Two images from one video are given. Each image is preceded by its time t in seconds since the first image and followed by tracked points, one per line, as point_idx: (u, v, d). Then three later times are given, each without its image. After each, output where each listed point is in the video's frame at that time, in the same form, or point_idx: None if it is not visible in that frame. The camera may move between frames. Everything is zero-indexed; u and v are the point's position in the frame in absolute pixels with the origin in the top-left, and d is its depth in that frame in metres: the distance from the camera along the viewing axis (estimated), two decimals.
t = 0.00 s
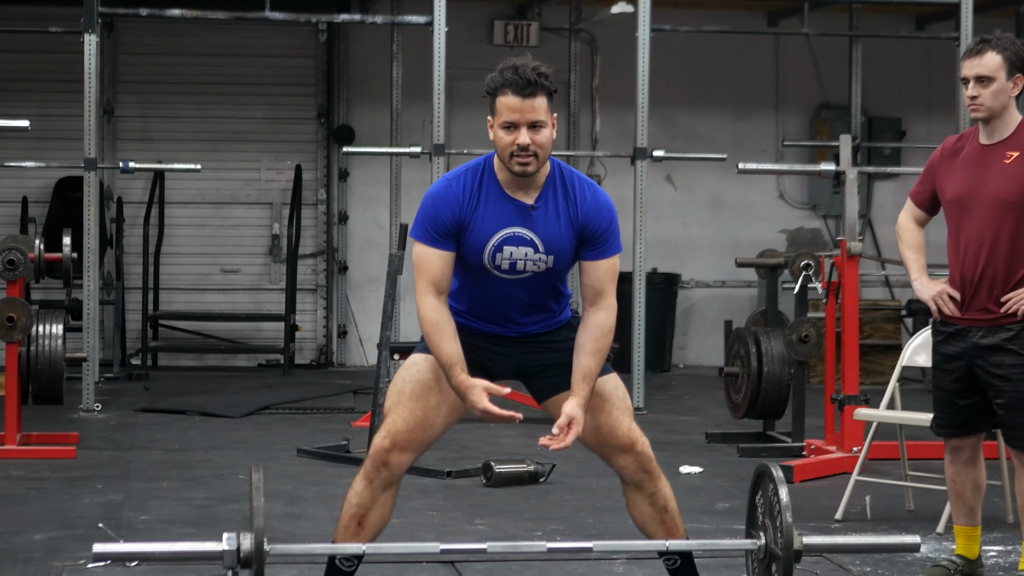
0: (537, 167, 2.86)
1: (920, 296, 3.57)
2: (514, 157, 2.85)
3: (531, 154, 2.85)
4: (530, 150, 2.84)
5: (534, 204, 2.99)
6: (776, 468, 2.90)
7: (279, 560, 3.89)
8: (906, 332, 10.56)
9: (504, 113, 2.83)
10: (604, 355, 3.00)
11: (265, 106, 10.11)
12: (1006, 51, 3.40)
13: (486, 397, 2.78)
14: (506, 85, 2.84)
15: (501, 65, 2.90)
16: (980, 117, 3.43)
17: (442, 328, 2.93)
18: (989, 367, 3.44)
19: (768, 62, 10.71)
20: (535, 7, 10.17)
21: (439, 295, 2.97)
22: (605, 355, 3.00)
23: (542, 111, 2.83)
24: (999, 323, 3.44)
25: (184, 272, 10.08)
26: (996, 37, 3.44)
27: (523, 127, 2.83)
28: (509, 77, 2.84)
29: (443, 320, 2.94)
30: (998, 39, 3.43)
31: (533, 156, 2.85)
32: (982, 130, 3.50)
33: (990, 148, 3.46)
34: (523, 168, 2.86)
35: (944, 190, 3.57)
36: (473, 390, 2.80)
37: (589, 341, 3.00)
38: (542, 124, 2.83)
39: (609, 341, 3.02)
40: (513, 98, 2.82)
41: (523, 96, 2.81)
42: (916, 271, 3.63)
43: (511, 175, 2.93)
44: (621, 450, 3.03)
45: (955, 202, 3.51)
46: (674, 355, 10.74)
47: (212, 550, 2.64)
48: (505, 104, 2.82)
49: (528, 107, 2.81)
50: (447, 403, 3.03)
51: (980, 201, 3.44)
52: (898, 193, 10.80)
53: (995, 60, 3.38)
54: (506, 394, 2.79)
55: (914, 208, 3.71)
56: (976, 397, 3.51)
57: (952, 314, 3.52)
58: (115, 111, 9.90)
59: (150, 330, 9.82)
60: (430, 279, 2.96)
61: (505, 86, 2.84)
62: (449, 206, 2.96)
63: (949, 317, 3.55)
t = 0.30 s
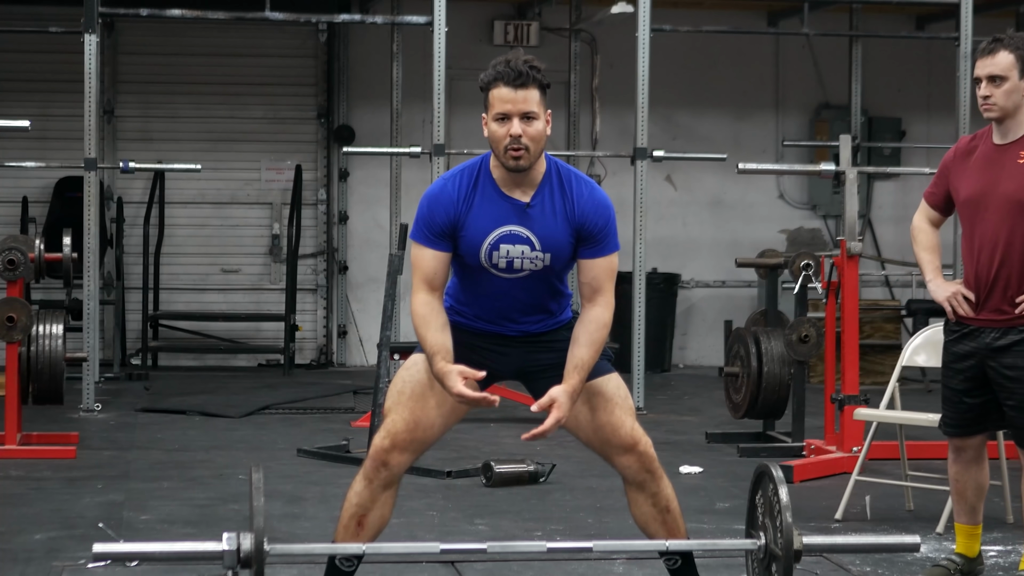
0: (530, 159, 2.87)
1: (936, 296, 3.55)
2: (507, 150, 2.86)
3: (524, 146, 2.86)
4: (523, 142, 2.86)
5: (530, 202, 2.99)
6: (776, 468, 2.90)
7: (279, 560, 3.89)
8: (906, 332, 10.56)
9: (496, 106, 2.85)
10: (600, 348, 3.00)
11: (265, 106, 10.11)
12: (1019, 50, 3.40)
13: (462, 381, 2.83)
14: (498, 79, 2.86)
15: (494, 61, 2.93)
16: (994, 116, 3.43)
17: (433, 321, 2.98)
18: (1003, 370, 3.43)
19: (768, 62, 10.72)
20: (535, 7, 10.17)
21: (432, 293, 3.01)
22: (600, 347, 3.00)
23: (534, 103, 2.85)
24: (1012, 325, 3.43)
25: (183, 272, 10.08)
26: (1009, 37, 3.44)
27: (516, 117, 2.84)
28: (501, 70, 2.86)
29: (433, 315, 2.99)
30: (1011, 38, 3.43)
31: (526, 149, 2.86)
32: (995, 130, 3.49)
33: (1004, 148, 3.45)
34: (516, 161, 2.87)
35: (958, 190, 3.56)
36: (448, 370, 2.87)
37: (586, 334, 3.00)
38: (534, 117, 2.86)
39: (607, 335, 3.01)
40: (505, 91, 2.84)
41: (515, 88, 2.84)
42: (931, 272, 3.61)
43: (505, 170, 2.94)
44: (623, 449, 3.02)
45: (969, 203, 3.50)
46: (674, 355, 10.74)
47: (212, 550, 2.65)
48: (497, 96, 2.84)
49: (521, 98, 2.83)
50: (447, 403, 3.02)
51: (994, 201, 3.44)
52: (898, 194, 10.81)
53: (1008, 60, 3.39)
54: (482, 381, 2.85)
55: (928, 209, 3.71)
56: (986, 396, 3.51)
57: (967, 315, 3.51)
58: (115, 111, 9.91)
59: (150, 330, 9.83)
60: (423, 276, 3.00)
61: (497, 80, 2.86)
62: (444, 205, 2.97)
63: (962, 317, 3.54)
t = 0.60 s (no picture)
0: (530, 155, 2.87)
1: (941, 296, 3.51)
2: (508, 145, 2.86)
3: (524, 142, 2.86)
4: (523, 137, 2.86)
5: (527, 198, 2.99)
6: (776, 468, 2.90)
7: (279, 560, 3.89)
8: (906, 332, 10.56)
9: (496, 101, 2.85)
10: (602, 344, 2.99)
11: (265, 106, 10.11)
12: None
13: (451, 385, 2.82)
14: (497, 74, 2.87)
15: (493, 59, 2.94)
16: (1000, 117, 3.42)
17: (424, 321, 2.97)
18: (1007, 371, 3.43)
19: (768, 62, 10.71)
20: (535, 7, 10.16)
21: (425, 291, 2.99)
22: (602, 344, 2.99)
23: (534, 98, 2.85)
24: (1017, 325, 3.43)
25: (183, 272, 10.08)
26: (1016, 36, 3.43)
27: (516, 112, 2.84)
28: (500, 66, 2.87)
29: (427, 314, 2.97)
30: (1017, 38, 3.42)
31: (526, 144, 2.86)
32: (1001, 129, 3.48)
33: (1010, 148, 3.44)
34: (516, 157, 2.87)
35: (963, 189, 3.55)
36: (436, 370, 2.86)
37: (588, 331, 2.99)
38: (534, 112, 2.86)
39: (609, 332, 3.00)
40: (505, 86, 2.84)
41: (515, 83, 2.84)
42: (936, 272, 3.58)
43: (505, 167, 2.94)
44: (623, 448, 3.01)
45: (974, 202, 3.49)
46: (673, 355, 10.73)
47: (212, 550, 2.64)
48: (498, 92, 2.85)
49: (521, 93, 2.84)
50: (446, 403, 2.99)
51: (999, 201, 3.43)
52: (898, 194, 10.81)
53: (1014, 60, 3.38)
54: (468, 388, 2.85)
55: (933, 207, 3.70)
56: (989, 395, 3.51)
57: (972, 315, 3.50)
58: (115, 111, 9.91)
59: (150, 330, 9.82)
60: (417, 272, 2.99)
61: (496, 76, 2.87)
62: (442, 202, 2.97)
63: (968, 317, 3.54)
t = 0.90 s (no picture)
0: (534, 133, 2.88)
1: (937, 294, 3.56)
2: (512, 124, 2.88)
3: (529, 119, 2.88)
4: (528, 115, 2.88)
5: (531, 182, 2.96)
6: (776, 468, 2.90)
7: (279, 560, 3.89)
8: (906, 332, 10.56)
9: (500, 81, 2.88)
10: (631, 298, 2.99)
11: (265, 106, 10.11)
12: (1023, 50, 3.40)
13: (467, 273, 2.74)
14: (502, 57, 2.91)
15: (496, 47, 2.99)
16: (997, 116, 3.43)
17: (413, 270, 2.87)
18: (1004, 370, 3.42)
19: (769, 62, 10.72)
20: (535, 7, 10.15)
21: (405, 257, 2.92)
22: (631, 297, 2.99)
23: (537, 78, 2.89)
24: (1014, 325, 3.43)
25: (183, 272, 10.08)
26: (1014, 36, 3.44)
27: (520, 91, 2.87)
28: (504, 49, 2.92)
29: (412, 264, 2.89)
30: (1015, 38, 3.43)
31: (530, 123, 2.88)
32: (998, 129, 3.48)
33: (1007, 148, 3.44)
34: (520, 135, 2.88)
35: (959, 189, 3.55)
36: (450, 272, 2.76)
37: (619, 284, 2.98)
38: (538, 92, 2.89)
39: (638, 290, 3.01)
40: (509, 66, 2.88)
41: (519, 64, 2.88)
42: (932, 271, 3.62)
43: (508, 150, 2.93)
44: (621, 448, 2.95)
45: (971, 202, 3.49)
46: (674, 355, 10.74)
47: (212, 550, 2.64)
48: (502, 72, 2.88)
49: (525, 72, 2.87)
50: (447, 401, 2.94)
51: (996, 200, 3.43)
52: (898, 193, 10.81)
53: (1012, 60, 3.39)
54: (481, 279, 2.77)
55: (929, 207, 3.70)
56: (986, 395, 3.51)
57: (969, 315, 3.50)
58: (115, 111, 9.91)
59: (150, 330, 9.82)
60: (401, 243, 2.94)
61: (500, 58, 2.91)
62: (442, 188, 2.93)
63: (964, 317, 3.54)
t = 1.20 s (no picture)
0: (544, 126, 2.88)
1: (925, 294, 3.55)
2: (523, 115, 2.87)
3: (540, 113, 2.88)
4: (539, 108, 2.87)
5: (536, 169, 2.94)
6: (775, 468, 2.90)
7: (280, 560, 3.89)
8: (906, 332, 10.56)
9: (514, 71, 2.86)
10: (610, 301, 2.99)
11: (266, 106, 10.11)
12: (1009, 51, 3.43)
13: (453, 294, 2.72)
14: (515, 46, 2.89)
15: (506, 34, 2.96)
16: (984, 116, 3.44)
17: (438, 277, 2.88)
18: (996, 370, 3.43)
19: (768, 62, 10.72)
20: (535, 7, 10.15)
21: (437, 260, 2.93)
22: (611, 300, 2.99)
23: (549, 71, 2.88)
24: (1004, 323, 3.43)
25: (182, 272, 10.08)
26: (1000, 37, 3.47)
27: (534, 84, 2.86)
28: (518, 38, 2.89)
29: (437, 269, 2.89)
30: (1003, 38, 3.45)
31: (541, 116, 2.88)
32: (985, 129, 3.50)
33: (994, 147, 3.46)
34: (530, 127, 2.87)
35: (947, 188, 3.55)
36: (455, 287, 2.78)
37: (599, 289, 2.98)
38: (550, 85, 2.88)
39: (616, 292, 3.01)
40: (523, 57, 2.87)
41: (533, 55, 2.87)
42: (921, 271, 3.61)
43: (514, 139, 2.92)
44: (616, 447, 2.95)
45: (959, 200, 3.49)
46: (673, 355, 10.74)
47: (212, 549, 2.64)
48: (516, 62, 2.87)
49: (538, 65, 2.86)
50: (455, 401, 2.92)
51: (983, 199, 3.43)
52: (898, 193, 10.81)
53: (999, 60, 3.41)
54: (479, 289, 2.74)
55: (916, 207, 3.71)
56: (977, 397, 3.50)
57: (957, 314, 3.51)
58: (115, 111, 9.91)
59: (150, 330, 9.82)
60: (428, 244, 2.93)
61: (514, 47, 2.89)
62: (449, 174, 2.91)
63: (952, 317, 3.54)
